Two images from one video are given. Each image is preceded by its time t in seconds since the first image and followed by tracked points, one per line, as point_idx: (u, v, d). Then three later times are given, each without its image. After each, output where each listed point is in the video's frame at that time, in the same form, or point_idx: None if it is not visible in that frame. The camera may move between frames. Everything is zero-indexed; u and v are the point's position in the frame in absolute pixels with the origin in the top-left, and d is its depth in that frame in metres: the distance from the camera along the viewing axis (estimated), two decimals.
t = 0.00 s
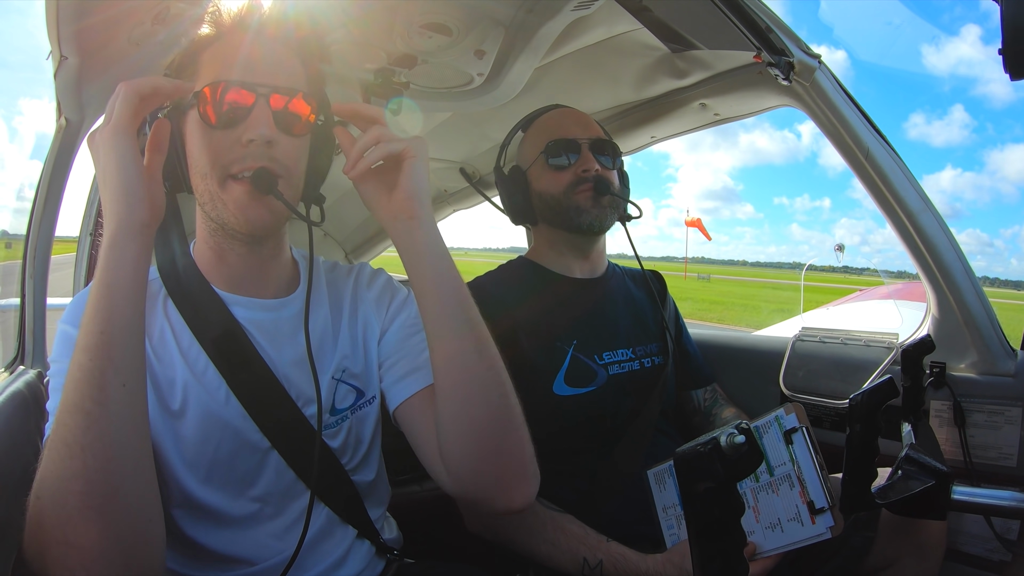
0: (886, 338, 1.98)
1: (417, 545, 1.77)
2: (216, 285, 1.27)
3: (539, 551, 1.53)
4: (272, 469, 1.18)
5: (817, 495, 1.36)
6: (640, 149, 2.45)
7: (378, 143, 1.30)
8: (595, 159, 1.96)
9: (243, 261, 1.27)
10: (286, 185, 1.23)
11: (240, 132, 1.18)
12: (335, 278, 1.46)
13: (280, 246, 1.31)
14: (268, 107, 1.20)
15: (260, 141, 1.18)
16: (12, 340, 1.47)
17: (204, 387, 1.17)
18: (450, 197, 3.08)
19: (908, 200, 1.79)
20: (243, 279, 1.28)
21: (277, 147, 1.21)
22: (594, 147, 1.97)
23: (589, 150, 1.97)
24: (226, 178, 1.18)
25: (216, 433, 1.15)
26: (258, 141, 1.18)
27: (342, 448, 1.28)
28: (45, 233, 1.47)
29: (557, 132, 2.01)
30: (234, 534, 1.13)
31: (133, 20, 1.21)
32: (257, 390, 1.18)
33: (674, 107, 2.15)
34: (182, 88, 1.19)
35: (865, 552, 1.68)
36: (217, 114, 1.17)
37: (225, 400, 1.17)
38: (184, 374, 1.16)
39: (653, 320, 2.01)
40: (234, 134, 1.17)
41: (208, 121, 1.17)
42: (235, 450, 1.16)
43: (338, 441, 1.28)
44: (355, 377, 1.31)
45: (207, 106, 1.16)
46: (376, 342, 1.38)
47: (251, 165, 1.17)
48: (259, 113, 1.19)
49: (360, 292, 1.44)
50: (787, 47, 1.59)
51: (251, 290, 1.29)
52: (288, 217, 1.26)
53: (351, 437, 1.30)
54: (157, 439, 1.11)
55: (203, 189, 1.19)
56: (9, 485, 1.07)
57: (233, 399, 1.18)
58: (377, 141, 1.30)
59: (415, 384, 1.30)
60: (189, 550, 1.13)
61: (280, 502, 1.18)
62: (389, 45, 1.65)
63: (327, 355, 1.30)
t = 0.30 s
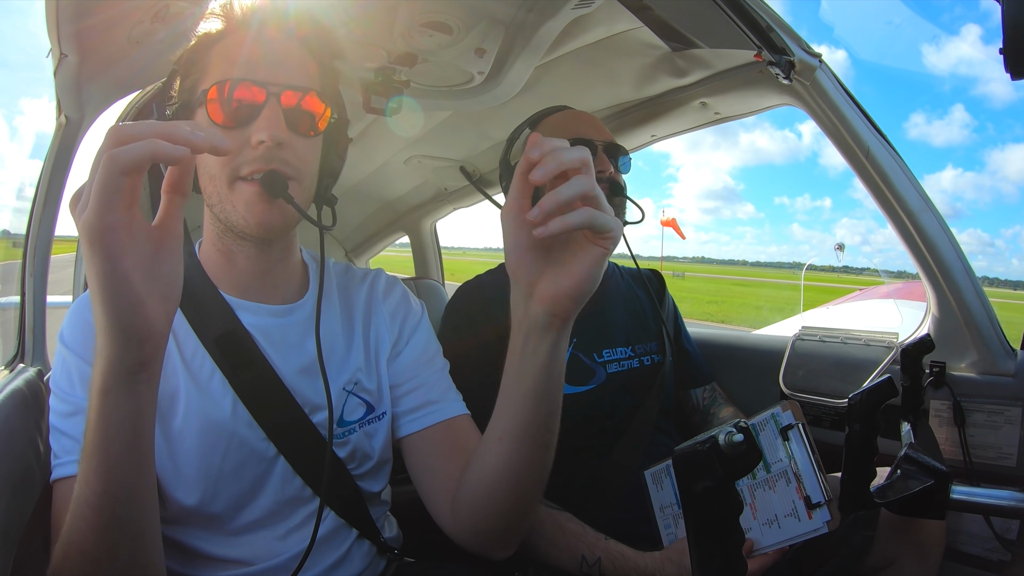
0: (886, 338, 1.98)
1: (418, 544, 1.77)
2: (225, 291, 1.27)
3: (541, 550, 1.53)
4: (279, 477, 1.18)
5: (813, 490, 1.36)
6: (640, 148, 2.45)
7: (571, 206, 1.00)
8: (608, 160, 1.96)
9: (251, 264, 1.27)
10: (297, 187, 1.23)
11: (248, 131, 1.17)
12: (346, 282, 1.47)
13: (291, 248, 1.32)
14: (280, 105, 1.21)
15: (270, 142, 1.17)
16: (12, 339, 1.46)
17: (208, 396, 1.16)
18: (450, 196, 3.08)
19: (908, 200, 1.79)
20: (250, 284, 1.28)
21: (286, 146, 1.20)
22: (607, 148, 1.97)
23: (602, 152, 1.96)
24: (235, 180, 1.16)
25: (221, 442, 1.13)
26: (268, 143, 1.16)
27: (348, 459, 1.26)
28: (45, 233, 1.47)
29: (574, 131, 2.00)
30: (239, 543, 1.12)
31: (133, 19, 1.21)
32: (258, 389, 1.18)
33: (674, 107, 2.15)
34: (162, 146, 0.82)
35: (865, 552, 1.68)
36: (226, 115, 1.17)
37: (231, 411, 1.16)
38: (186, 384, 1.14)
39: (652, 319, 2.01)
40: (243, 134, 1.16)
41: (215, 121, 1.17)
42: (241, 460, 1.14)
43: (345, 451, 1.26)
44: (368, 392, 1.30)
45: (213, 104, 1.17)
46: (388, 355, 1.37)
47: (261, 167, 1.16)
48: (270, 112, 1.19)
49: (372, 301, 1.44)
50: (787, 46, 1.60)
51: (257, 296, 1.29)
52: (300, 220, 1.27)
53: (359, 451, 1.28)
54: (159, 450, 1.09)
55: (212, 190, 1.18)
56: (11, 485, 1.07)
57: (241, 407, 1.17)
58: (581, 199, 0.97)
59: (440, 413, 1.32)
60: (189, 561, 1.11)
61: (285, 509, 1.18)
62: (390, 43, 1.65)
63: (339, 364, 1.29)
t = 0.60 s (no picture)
0: (885, 338, 1.98)
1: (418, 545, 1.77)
2: (221, 295, 1.25)
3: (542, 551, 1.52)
4: (278, 485, 1.17)
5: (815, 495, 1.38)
6: (640, 148, 2.44)
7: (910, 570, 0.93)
8: (623, 167, 2.00)
9: (248, 270, 1.25)
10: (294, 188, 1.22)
11: (242, 131, 1.18)
12: (349, 285, 1.44)
13: (291, 250, 1.31)
14: (278, 106, 1.20)
15: (263, 143, 1.17)
16: (12, 339, 1.45)
17: (204, 405, 1.14)
18: (450, 196, 3.08)
19: (908, 200, 1.79)
20: (248, 288, 1.26)
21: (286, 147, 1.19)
22: (621, 154, 1.99)
23: (618, 159, 1.99)
24: (230, 183, 1.17)
25: (218, 452, 1.12)
26: (261, 143, 1.17)
27: (349, 469, 1.26)
28: (45, 233, 1.44)
29: (590, 133, 2.00)
30: (236, 551, 1.13)
31: (134, 19, 1.21)
32: (255, 393, 1.16)
33: (674, 107, 2.15)
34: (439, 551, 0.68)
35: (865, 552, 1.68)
36: (219, 113, 1.17)
37: (229, 420, 1.14)
38: (182, 393, 1.12)
39: (653, 321, 2.00)
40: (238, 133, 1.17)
41: (210, 120, 1.17)
42: (239, 468, 1.14)
43: (346, 462, 1.25)
44: (371, 404, 1.29)
45: (206, 101, 1.17)
46: (392, 364, 1.35)
47: (255, 168, 1.17)
48: (263, 110, 1.19)
49: (371, 305, 1.40)
50: (787, 47, 1.60)
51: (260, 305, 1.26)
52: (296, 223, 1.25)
53: (360, 461, 1.27)
54: (156, 460, 1.08)
55: (207, 191, 1.19)
56: (10, 487, 1.06)
57: (239, 416, 1.15)
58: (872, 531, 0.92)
59: (445, 424, 1.28)
60: (188, 565, 1.12)
61: (285, 518, 1.18)
62: (390, 44, 1.66)
63: (341, 374, 1.27)
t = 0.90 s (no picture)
0: (886, 337, 1.99)
1: (417, 545, 1.77)
2: (221, 293, 1.25)
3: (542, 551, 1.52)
4: (279, 486, 1.17)
5: (815, 494, 1.35)
6: (641, 148, 2.44)
7: None
8: (629, 165, 1.97)
9: (246, 265, 1.25)
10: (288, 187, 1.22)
11: (234, 129, 1.18)
12: (351, 281, 1.43)
13: (290, 247, 1.30)
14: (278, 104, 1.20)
15: (254, 142, 1.16)
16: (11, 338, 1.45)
17: (203, 405, 1.13)
18: (450, 196, 3.08)
19: (908, 199, 1.79)
20: (246, 286, 1.25)
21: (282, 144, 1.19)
22: (627, 153, 1.97)
23: (624, 159, 1.96)
24: (223, 182, 1.17)
25: (217, 453, 1.12)
26: (251, 141, 1.16)
27: (351, 470, 1.27)
28: (44, 232, 1.44)
29: (596, 133, 1.98)
30: (234, 552, 1.14)
31: (133, 19, 1.21)
32: (256, 392, 1.16)
33: (674, 107, 2.15)
34: None
35: (865, 552, 1.68)
36: (217, 109, 1.17)
37: (230, 420, 1.14)
38: (181, 393, 1.12)
39: (653, 320, 2.00)
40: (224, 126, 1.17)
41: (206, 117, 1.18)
42: (239, 468, 1.14)
43: (348, 462, 1.26)
44: (372, 404, 1.28)
45: (192, 100, 1.17)
46: (393, 365, 1.34)
47: (247, 165, 1.16)
48: (255, 107, 1.19)
49: (371, 304, 1.39)
50: (787, 46, 1.60)
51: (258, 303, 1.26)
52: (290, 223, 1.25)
53: (361, 462, 1.27)
54: (154, 460, 1.09)
55: (203, 188, 1.19)
56: (10, 486, 1.06)
57: (241, 417, 1.15)
58: None
59: (445, 430, 1.30)
60: (186, 563, 1.12)
61: (285, 518, 1.18)
62: (390, 43, 1.66)
63: (342, 375, 1.26)
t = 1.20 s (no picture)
0: (886, 338, 1.97)
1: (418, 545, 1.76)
2: (216, 289, 1.25)
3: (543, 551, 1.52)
4: (275, 476, 1.16)
5: (816, 494, 1.35)
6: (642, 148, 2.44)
7: None
8: (640, 171, 1.96)
9: (240, 263, 1.25)
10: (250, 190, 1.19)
11: (240, 135, 1.18)
12: (343, 280, 1.43)
13: (274, 245, 1.29)
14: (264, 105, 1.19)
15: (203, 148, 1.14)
16: (12, 339, 1.45)
17: (203, 395, 1.13)
18: (451, 196, 3.08)
19: (908, 200, 1.79)
20: (240, 282, 1.25)
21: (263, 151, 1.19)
22: (637, 157, 1.96)
23: (636, 163, 1.96)
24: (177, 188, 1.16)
25: (216, 442, 1.12)
26: (192, 150, 1.14)
27: (346, 459, 1.26)
28: (45, 232, 1.44)
29: (608, 135, 1.96)
30: (233, 543, 1.12)
31: (133, 19, 1.21)
32: (256, 391, 1.17)
33: (675, 107, 2.15)
34: None
35: (866, 553, 1.68)
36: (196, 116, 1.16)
37: (227, 410, 1.14)
38: (182, 383, 1.12)
39: (653, 320, 2.00)
40: (181, 138, 1.17)
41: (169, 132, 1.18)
42: (235, 457, 1.13)
43: (342, 451, 1.26)
44: (365, 392, 1.28)
45: (161, 114, 1.18)
46: (386, 356, 1.34)
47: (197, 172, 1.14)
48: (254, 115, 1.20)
49: (365, 300, 1.39)
50: (787, 47, 1.59)
51: (254, 299, 1.26)
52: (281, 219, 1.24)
53: (355, 450, 1.27)
54: (154, 447, 1.08)
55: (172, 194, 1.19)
56: (11, 484, 1.06)
57: (238, 408, 1.15)
58: None
59: (434, 416, 1.28)
60: (183, 554, 1.11)
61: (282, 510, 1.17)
62: (390, 44, 1.66)
63: (335, 364, 1.27)
